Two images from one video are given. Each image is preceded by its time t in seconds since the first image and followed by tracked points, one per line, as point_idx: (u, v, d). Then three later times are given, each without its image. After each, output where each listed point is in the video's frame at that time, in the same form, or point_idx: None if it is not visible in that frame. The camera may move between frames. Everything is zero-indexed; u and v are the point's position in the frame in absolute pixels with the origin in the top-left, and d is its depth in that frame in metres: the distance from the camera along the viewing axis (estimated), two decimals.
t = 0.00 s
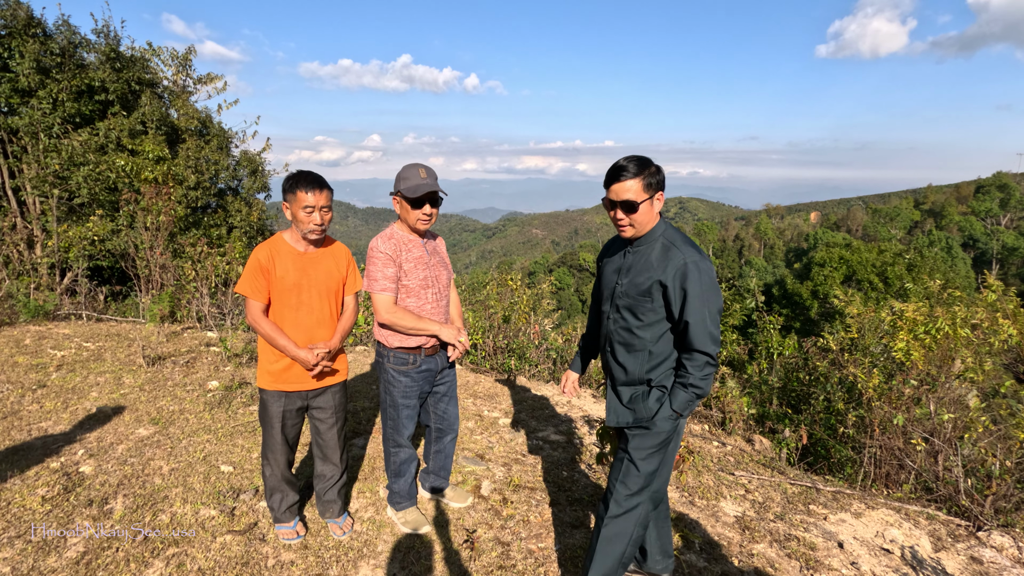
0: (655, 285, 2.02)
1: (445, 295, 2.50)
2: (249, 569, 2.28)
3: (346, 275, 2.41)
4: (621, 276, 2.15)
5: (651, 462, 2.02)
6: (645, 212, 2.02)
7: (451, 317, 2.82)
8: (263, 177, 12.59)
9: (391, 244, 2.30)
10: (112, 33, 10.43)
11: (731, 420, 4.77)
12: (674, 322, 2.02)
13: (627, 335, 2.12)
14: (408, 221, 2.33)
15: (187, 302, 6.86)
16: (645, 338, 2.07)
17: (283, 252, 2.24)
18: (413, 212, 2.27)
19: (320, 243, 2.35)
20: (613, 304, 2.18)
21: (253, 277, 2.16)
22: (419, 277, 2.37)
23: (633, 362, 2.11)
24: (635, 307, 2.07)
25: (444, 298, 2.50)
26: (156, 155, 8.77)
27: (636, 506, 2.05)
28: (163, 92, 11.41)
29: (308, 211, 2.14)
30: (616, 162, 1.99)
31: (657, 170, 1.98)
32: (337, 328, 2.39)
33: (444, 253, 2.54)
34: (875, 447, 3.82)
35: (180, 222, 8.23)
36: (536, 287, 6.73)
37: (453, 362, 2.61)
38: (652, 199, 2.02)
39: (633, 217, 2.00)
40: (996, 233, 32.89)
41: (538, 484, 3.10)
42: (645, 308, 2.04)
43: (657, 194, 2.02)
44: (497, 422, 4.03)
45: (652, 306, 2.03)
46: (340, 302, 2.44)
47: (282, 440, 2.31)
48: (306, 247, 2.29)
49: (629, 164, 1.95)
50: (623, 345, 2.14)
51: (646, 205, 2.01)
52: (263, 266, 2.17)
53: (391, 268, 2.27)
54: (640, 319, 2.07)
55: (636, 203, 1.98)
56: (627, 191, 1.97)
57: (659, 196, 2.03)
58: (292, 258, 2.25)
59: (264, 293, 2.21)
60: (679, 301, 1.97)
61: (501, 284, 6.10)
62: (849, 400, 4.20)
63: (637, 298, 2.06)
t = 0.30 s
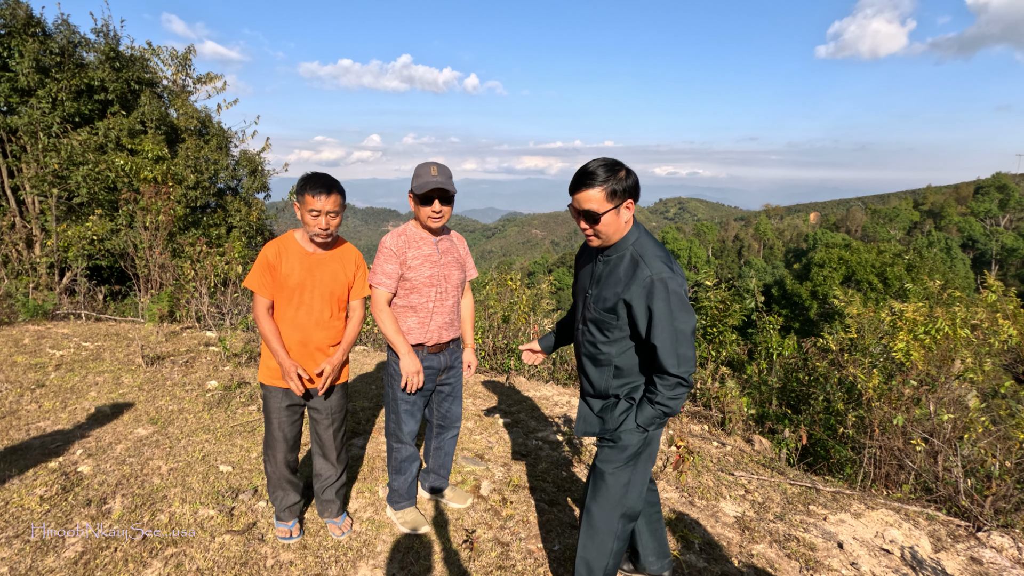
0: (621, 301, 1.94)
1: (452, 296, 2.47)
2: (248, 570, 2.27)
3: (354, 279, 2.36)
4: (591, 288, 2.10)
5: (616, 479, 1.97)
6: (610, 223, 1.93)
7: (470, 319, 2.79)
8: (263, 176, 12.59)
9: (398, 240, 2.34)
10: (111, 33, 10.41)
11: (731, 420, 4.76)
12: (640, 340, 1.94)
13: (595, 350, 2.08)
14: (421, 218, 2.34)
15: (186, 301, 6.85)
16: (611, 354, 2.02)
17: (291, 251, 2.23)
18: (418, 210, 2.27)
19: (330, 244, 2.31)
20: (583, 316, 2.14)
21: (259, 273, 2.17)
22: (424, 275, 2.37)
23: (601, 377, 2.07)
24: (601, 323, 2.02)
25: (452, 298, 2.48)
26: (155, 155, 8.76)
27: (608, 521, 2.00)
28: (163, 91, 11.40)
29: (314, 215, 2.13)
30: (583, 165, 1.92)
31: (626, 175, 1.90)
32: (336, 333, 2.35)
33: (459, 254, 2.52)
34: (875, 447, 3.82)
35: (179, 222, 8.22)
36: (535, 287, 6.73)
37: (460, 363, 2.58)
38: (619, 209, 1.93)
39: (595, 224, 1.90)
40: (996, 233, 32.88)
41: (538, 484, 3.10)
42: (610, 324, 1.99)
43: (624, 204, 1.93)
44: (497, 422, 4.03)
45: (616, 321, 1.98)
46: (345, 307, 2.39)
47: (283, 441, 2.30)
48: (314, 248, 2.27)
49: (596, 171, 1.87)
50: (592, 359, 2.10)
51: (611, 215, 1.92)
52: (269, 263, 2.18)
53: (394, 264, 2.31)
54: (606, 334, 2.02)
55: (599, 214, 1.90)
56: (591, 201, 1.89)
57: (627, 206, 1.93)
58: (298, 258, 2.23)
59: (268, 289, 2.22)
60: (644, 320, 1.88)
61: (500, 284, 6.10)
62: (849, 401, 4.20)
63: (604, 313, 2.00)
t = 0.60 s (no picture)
0: (591, 300, 1.87)
1: (453, 298, 2.45)
2: (242, 570, 2.27)
3: (345, 278, 2.34)
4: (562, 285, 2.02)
5: (600, 487, 1.93)
6: (575, 215, 1.85)
7: (478, 320, 2.77)
8: (261, 176, 12.58)
9: (404, 237, 2.35)
10: (109, 32, 10.39)
11: (728, 420, 4.75)
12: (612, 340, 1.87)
13: (566, 350, 2.01)
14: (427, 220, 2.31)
15: (184, 301, 6.84)
16: (582, 355, 1.95)
17: (280, 251, 2.22)
18: (423, 213, 2.26)
19: (321, 244, 2.30)
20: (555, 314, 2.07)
21: (248, 274, 2.18)
22: (424, 275, 2.37)
23: (573, 378, 2.00)
24: (572, 323, 1.94)
25: (453, 300, 2.45)
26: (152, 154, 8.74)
27: (599, 530, 1.97)
28: (160, 91, 11.37)
29: (303, 214, 2.12)
30: (550, 153, 1.84)
31: (593, 164, 1.82)
32: (328, 334, 2.32)
33: (466, 257, 2.50)
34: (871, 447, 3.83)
35: (176, 222, 8.20)
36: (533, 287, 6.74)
37: (459, 364, 2.57)
38: (585, 202, 1.85)
39: (558, 215, 1.83)
40: (994, 233, 32.93)
41: (534, 484, 3.10)
42: (581, 324, 1.91)
43: (591, 196, 1.85)
44: (494, 423, 4.03)
45: (587, 322, 1.90)
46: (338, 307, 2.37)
47: (273, 441, 2.30)
48: (304, 249, 2.26)
49: (562, 161, 1.79)
50: (564, 359, 2.03)
51: (576, 208, 1.84)
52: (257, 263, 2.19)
53: (397, 261, 2.33)
54: (577, 335, 1.95)
55: (562, 205, 1.83)
56: (554, 191, 1.82)
57: (594, 198, 1.85)
58: (287, 258, 2.22)
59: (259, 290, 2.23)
60: (614, 321, 1.81)
61: (497, 284, 6.10)
62: (845, 401, 4.21)
63: (574, 313, 1.93)
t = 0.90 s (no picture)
0: (559, 298, 1.87)
1: (451, 299, 2.45)
2: (235, 569, 2.27)
3: (319, 274, 2.33)
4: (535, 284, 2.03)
5: (575, 490, 1.91)
6: (544, 209, 1.85)
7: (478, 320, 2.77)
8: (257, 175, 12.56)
9: (399, 240, 2.34)
10: (103, 30, 10.35)
11: (722, 419, 4.75)
12: (580, 339, 1.86)
13: (537, 349, 2.00)
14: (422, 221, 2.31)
15: (178, 300, 6.82)
16: (552, 354, 1.94)
17: (252, 252, 2.20)
18: (418, 216, 2.25)
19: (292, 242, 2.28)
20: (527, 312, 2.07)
21: (221, 278, 2.16)
22: (421, 277, 2.37)
23: (543, 378, 1.99)
24: (541, 321, 1.94)
25: (451, 302, 2.45)
26: (147, 153, 8.72)
27: (577, 535, 1.95)
28: (156, 90, 11.34)
29: (278, 210, 2.11)
30: (523, 145, 1.85)
31: (563, 159, 1.82)
32: (308, 331, 2.31)
33: (463, 258, 2.48)
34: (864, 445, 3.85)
35: (172, 221, 8.19)
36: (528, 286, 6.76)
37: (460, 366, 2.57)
38: (555, 195, 1.84)
39: (526, 208, 1.83)
40: (989, 233, 33.04)
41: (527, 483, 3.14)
42: (550, 322, 1.91)
43: (561, 190, 1.84)
44: (488, 422, 4.04)
45: (555, 319, 1.89)
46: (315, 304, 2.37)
47: (258, 442, 2.30)
48: (276, 248, 2.24)
49: (535, 152, 1.79)
50: (534, 359, 2.02)
51: (545, 201, 1.84)
52: (229, 267, 2.17)
53: (393, 264, 2.32)
54: (546, 333, 1.94)
55: (530, 197, 1.83)
56: (524, 182, 1.81)
57: (564, 192, 1.84)
58: (260, 258, 2.20)
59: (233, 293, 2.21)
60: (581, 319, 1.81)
61: (493, 283, 6.11)
62: (839, 400, 4.26)
63: (544, 311, 1.93)
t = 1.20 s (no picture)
0: (526, 292, 1.85)
1: (445, 299, 2.45)
2: (229, 567, 2.28)
3: (287, 270, 2.33)
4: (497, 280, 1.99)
5: (547, 487, 1.90)
6: (508, 203, 1.84)
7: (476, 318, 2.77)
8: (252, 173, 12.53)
9: (387, 243, 2.36)
10: (96, 27, 10.29)
11: (715, 416, 4.75)
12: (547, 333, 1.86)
13: (500, 347, 1.96)
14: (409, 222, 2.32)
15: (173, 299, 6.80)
16: (517, 350, 1.91)
17: (216, 254, 2.19)
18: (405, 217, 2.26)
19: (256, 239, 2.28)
20: (489, 309, 2.02)
21: (188, 284, 2.16)
22: (412, 279, 2.37)
23: (507, 377, 1.94)
24: (507, 317, 1.91)
25: (445, 301, 2.45)
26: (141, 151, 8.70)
27: (551, 529, 1.95)
28: (149, 87, 11.29)
29: (243, 205, 2.11)
30: (483, 143, 1.85)
31: (525, 155, 1.83)
32: (281, 328, 2.32)
33: (455, 256, 2.49)
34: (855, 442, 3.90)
35: (166, 219, 8.16)
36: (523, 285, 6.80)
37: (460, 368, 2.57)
38: (518, 190, 1.84)
39: (490, 202, 1.81)
40: (981, 231, 33.23)
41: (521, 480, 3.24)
42: (516, 317, 1.88)
43: (524, 184, 1.84)
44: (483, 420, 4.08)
45: (523, 314, 1.87)
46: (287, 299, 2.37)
47: (240, 445, 2.31)
48: (240, 246, 2.23)
49: (496, 147, 1.80)
50: (497, 357, 1.97)
51: (509, 195, 1.83)
52: (194, 272, 2.15)
53: (383, 268, 2.34)
54: (512, 329, 1.91)
55: (495, 191, 1.81)
56: (488, 177, 1.80)
57: (528, 187, 1.85)
58: (225, 259, 2.20)
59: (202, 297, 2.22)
60: (550, 312, 1.80)
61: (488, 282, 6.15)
62: (831, 397, 4.31)
63: (509, 306, 1.90)
